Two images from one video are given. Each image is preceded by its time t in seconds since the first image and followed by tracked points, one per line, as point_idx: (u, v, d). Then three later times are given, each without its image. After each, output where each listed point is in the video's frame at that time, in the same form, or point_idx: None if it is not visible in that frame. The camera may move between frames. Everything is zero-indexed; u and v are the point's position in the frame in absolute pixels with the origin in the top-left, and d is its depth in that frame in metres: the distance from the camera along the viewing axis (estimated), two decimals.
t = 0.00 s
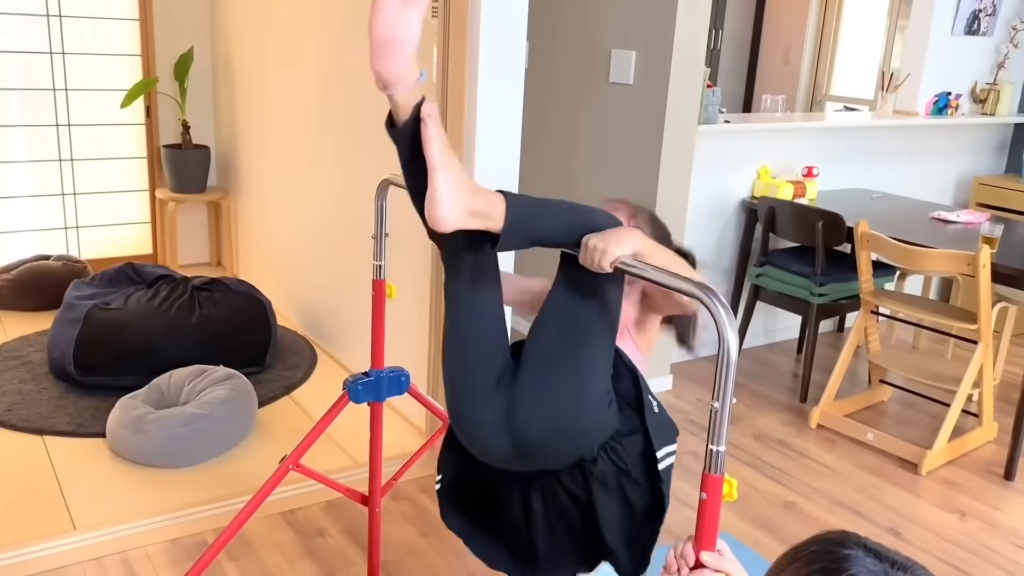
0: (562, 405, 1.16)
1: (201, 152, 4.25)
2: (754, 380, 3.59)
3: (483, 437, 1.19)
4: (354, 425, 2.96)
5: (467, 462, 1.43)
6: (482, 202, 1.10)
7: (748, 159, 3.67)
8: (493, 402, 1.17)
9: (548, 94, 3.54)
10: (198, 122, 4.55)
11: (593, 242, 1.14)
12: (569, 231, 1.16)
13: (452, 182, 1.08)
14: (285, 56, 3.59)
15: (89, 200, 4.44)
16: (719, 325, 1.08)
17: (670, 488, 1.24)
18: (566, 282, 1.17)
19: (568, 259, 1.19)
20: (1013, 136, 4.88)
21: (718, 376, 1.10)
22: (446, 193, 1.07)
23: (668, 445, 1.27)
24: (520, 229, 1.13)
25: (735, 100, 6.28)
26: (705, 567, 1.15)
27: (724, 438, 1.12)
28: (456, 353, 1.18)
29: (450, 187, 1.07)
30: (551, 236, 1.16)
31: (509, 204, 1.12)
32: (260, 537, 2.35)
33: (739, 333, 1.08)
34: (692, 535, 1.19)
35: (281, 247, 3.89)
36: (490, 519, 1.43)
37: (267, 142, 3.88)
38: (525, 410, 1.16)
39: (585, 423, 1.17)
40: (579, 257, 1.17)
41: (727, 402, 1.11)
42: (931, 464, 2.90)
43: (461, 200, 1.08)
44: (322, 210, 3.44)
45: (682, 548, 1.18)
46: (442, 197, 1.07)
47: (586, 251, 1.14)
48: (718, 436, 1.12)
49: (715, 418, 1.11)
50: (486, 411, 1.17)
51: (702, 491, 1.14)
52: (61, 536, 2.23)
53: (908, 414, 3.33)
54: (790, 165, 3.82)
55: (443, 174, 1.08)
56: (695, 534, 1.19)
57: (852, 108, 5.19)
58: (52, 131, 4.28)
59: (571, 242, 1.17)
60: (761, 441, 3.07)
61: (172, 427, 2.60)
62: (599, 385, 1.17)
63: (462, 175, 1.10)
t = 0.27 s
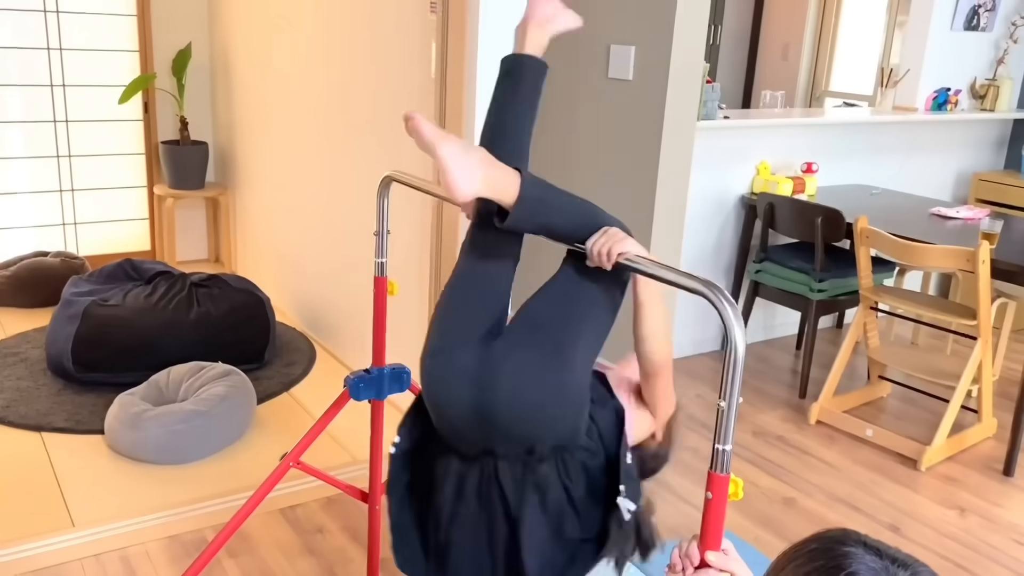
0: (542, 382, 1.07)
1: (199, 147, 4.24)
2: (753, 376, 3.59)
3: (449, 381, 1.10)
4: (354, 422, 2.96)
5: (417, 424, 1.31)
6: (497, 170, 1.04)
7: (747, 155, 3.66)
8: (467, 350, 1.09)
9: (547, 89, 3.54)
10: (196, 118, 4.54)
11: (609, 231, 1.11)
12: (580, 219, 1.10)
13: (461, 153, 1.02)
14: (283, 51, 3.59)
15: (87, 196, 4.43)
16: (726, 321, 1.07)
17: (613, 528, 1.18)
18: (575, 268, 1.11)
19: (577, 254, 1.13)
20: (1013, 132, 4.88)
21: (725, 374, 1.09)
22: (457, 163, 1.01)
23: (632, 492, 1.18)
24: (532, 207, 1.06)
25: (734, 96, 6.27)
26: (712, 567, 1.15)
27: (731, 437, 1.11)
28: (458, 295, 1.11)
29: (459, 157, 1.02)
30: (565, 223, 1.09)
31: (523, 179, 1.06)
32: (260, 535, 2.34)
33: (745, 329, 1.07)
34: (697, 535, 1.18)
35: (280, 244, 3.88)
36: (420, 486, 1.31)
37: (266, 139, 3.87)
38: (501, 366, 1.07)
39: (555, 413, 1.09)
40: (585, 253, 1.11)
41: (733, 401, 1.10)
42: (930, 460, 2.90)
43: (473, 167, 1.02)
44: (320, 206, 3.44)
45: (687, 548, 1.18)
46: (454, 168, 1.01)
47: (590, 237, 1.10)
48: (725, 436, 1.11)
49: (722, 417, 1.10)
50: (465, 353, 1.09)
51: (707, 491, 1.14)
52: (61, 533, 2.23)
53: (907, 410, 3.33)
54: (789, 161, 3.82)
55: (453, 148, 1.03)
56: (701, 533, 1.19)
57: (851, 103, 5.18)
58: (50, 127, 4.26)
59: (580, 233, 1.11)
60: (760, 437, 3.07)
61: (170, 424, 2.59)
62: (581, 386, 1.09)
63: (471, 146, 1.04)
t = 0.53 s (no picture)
0: (439, 293, 1.14)
1: (197, 143, 4.24)
2: (752, 371, 3.59)
3: (398, 266, 1.24)
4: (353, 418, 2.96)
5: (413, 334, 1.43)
6: (486, 152, 1.12)
7: (746, 150, 3.66)
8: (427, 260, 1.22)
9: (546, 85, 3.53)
10: (194, 113, 4.53)
11: (612, 226, 1.19)
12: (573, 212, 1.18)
13: (458, 128, 1.11)
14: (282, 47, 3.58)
15: (85, 192, 4.42)
16: (722, 317, 1.08)
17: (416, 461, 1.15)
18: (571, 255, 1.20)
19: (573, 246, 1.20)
20: (1012, 127, 4.87)
21: (721, 369, 1.09)
22: (448, 140, 1.11)
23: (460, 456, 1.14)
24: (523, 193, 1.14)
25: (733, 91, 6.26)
26: (708, 562, 1.15)
27: (728, 432, 1.11)
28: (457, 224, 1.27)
29: (452, 133, 1.11)
30: (559, 217, 1.17)
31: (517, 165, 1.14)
32: (259, 530, 2.35)
33: (742, 326, 1.07)
34: (695, 529, 1.18)
35: (278, 239, 3.88)
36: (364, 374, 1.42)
37: (265, 134, 3.86)
38: (426, 268, 1.18)
39: (437, 328, 1.14)
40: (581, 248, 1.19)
41: (730, 396, 1.10)
42: (929, 455, 2.90)
43: (460, 143, 1.11)
44: (319, 201, 3.44)
45: (685, 542, 1.18)
46: (442, 140, 1.11)
47: (590, 230, 1.18)
48: (722, 430, 1.12)
49: (718, 412, 1.11)
50: (420, 257, 1.24)
51: (705, 486, 1.14)
52: (61, 529, 2.23)
53: (906, 405, 3.33)
54: (788, 156, 3.82)
55: (452, 121, 1.11)
56: (698, 528, 1.19)
57: (851, 98, 5.17)
58: (48, 123, 4.26)
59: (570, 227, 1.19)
60: (759, 432, 3.07)
61: (169, 420, 2.59)
62: (473, 326, 1.13)
63: (468, 126, 1.12)
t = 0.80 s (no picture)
0: (418, 266, 1.19)
1: (196, 137, 4.22)
2: (752, 365, 3.59)
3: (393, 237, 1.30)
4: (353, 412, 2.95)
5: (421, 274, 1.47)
6: (475, 133, 1.20)
7: (746, 143, 3.65)
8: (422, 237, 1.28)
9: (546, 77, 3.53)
10: (193, 107, 4.52)
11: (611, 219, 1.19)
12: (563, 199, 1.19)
13: (449, 113, 1.21)
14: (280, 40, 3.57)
15: (84, 186, 4.41)
16: (718, 308, 1.07)
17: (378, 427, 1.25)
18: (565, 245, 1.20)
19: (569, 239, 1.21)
20: (1012, 119, 4.86)
21: (717, 361, 1.09)
22: (439, 123, 1.20)
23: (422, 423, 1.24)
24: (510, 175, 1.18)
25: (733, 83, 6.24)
26: (705, 553, 1.15)
27: (724, 423, 1.11)
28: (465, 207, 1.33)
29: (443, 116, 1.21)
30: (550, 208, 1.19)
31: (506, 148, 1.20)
32: (259, 524, 2.35)
33: (737, 317, 1.07)
34: (692, 520, 1.18)
35: (277, 233, 3.87)
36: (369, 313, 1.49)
37: (264, 127, 3.85)
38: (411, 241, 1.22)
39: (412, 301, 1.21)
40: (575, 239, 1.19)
41: (726, 387, 1.10)
42: (929, 448, 2.90)
43: (450, 126, 1.20)
44: (318, 195, 3.42)
45: (682, 534, 1.18)
46: (433, 121, 1.20)
47: (589, 220, 1.18)
48: (718, 422, 1.11)
49: (715, 404, 1.10)
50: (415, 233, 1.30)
51: (701, 476, 1.14)
52: (60, 524, 2.23)
53: (906, 398, 3.33)
54: (789, 149, 3.81)
55: (444, 108, 1.21)
56: (695, 519, 1.19)
57: (851, 91, 5.16)
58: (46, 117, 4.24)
59: (561, 217, 1.19)
60: (759, 426, 3.07)
61: (169, 414, 2.59)
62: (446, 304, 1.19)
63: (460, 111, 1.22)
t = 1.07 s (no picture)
0: (444, 319, 1.18)
1: (194, 129, 4.22)
2: (752, 356, 3.59)
3: (409, 284, 1.27)
4: (353, 403, 2.96)
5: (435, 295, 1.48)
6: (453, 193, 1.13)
7: (746, 134, 3.64)
8: (438, 275, 1.25)
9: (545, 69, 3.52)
10: (191, 99, 4.51)
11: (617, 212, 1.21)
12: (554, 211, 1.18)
13: (418, 191, 1.12)
14: (278, 32, 3.56)
15: (83, 179, 4.40)
16: (723, 298, 1.07)
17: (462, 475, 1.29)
18: (570, 242, 1.23)
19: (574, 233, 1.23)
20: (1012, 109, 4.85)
21: (722, 351, 1.09)
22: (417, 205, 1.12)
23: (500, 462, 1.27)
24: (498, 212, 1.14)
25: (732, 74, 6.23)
26: (710, 545, 1.15)
27: (729, 415, 1.11)
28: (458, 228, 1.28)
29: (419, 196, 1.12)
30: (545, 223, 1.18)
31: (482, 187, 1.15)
32: (259, 516, 2.35)
33: (743, 307, 1.07)
34: (696, 512, 1.18)
35: (277, 226, 3.87)
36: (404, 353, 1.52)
37: (262, 119, 3.84)
38: (432, 289, 1.22)
39: (453, 354, 1.20)
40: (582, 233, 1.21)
41: (731, 379, 1.10)
42: (929, 438, 2.90)
43: (424, 199, 1.12)
44: (318, 187, 3.42)
45: (686, 525, 1.18)
46: (412, 209, 1.11)
47: (595, 213, 1.21)
48: (723, 413, 1.11)
49: (719, 395, 1.10)
50: (432, 271, 1.25)
51: (706, 468, 1.14)
52: (61, 516, 2.23)
53: (906, 388, 3.33)
54: (788, 140, 3.80)
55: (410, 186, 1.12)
56: (699, 511, 1.19)
57: (851, 82, 5.15)
58: (44, 110, 4.23)
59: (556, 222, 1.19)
60: (759, 416, 3.07)
61: (169, 407, 2.59)
62: (489, 344, 1.19)
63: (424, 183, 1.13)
